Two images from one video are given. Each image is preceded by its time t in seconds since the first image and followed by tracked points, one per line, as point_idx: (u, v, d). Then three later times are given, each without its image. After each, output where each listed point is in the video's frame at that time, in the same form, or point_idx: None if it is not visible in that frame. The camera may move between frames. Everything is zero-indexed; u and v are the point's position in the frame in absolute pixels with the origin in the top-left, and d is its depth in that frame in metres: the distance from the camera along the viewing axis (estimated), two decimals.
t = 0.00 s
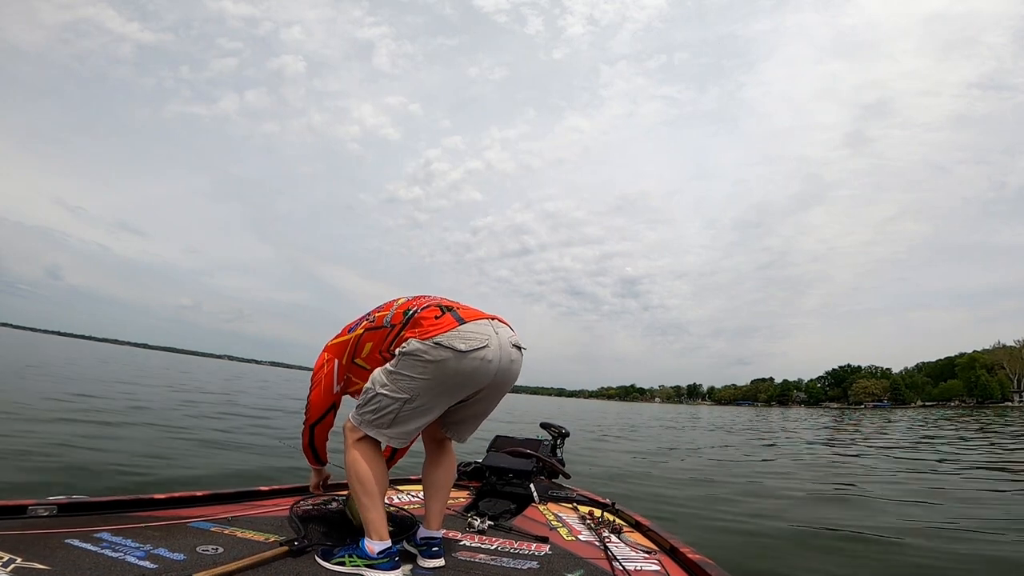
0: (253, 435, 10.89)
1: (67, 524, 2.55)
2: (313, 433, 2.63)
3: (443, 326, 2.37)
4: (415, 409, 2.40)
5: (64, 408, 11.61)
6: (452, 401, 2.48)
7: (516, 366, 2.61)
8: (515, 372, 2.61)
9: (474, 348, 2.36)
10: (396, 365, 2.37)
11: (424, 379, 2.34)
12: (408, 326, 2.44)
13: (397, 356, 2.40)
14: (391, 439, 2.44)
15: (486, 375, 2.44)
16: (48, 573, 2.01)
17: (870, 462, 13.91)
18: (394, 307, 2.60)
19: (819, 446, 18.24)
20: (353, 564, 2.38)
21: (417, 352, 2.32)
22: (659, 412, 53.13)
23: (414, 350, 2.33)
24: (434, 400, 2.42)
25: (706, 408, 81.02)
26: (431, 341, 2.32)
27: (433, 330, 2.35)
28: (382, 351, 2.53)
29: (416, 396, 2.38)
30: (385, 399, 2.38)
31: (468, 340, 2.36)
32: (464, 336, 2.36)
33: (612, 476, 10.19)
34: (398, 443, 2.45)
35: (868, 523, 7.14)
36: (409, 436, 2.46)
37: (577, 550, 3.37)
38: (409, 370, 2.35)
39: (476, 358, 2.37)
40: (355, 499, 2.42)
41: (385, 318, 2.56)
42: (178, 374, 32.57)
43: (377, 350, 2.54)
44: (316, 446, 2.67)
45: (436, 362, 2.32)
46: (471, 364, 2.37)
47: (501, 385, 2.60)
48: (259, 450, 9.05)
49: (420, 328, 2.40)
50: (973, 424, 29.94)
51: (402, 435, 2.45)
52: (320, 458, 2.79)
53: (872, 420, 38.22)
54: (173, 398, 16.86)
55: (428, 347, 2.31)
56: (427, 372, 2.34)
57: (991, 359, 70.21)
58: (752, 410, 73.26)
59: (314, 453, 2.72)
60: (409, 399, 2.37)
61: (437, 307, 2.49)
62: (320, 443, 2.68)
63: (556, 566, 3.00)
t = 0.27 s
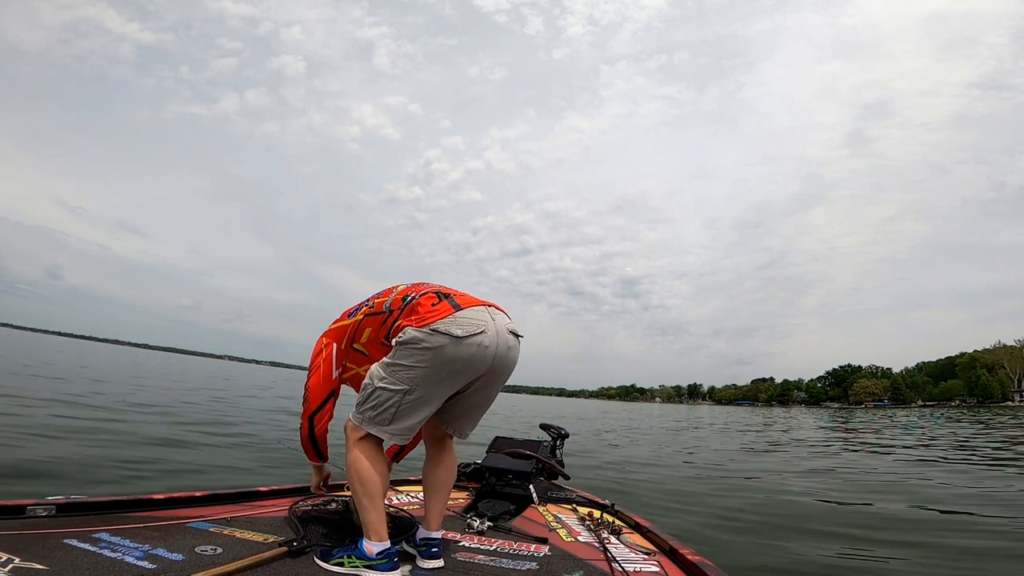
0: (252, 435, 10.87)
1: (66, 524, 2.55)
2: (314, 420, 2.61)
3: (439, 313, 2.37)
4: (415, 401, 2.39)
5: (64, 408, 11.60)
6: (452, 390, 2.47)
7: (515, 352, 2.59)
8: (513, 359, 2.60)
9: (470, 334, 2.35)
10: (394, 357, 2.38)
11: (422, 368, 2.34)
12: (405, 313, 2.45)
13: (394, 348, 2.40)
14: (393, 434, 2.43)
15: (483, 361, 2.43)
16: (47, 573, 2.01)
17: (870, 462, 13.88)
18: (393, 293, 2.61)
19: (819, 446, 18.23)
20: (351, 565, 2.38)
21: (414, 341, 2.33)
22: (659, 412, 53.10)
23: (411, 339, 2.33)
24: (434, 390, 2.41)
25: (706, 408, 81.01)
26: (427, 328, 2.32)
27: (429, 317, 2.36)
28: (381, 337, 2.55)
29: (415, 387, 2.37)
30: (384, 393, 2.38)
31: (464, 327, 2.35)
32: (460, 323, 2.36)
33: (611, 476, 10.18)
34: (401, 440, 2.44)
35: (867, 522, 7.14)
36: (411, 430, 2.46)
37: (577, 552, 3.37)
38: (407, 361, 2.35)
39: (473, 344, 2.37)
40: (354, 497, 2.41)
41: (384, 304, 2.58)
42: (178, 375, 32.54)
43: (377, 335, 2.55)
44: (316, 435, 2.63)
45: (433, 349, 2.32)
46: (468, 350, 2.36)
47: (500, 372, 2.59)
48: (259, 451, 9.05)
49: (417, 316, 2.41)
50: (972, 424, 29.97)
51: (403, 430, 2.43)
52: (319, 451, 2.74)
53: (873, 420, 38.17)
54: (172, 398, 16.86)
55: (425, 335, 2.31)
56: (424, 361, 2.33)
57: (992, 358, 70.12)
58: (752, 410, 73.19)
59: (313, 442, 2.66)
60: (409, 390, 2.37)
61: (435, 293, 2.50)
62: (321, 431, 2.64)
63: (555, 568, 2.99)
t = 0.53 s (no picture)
0: (252, 435, 10.87)
1: (64, 523, 2.55)
2: (323, 390, 2.55)
3: (444, 297, 2.38)
4: (422, 390, 2.38)
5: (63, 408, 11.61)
6: (458, 377, 2.46)
7: (517, 337, 2.61)
8: (515, 345, 2.62)
9: (475, 318, 2.36)
10: (399, 347, 2.38)
11: (429, 355, 2.34)
12: (411, 295, 2.46)
13: (398, 337, 2.39)
14: (402, 430, 2.38)
15: (489, 344, 2.44)
16: (46, 571, 2.02)
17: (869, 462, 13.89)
18: (400, 269, 2.62)
19: (819, 446, 18.20)
20: (349, 565, 2.39)
21: (419, 328, 2.33)
22: (659, 412, 53.11)
23: (416, 326, 2.34)
24: (440, 378, 2.40)
25: (706, 407, 80.99)
26: (432, 314, 2.34)
27: (434, 302, 2.37)
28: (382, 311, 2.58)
29: (422, 376, 2.36)
30: (390, 386, 2.36)
31: (469, 311, 2.36)
32: (465, 307, 2.37)
33: (611, 476, 10.18)
34: (410, 436, 2.40)
35: (866, 522, 7.14)
36: (420, 423, 2.42)
37: (575, 551, 3.38)
38: (412, 349, 2.35)
39: (479, 328, 2.37)
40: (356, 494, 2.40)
41: (390, 280, 2.59)
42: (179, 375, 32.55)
43: (381, 310, 2.57)
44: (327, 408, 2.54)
45: (439, 335, 2.32)
46: (474, 334, 2.37)
47: (503, 357, 2.59)
48: (259, 450, 9.06)
49: (423, 299, 2.41)
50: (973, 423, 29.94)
51: (413, 423, 2.40)
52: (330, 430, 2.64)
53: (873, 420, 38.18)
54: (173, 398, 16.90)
55: (431, 320, 2.32)
56: (431, 347, 2.33)
57: (992, 359, 70.11)
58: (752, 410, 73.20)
59: (323, 417, 2.56)
60: (416, 380, 2.36)
61: (442, 276, 2.50)
62: (331, 403, 2.56)
63: (553, 568, 2.99)
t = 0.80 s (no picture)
0: (251, 435, 10.89)
1: (64, 520, 2.56)
2: (351, 352, 2.38)
3: (478, 295, 2.38)
4: (455, 389, 2.36)
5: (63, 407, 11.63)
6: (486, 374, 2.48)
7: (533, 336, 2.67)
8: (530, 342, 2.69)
9: (507, 317, 2.39)
10: (432, 345, 2.33)
11: (463, 353, 2.33)
12: (443, 286, 2.42)
13: (430, 334, 2.35)
14: (432, 429, 2.35)
15: (514, 343, 2.48)
16: (44, 569, 2.02)
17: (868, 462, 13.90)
18: (433, 253, 2.57)
19: (819, 446, 18.17)
20: (349, 563, 2.38)
21: (455, 326, 2.31)
22: (659, 412, 53.14)
23: (451, 324, 2.31)
24: (472, 376, 2.39)
25: (706, 408, 80.98)
26: (467, 311, 2.33)
27: (469, 300, 2.36)
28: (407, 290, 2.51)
29: (455, 374, 2.34)
30: (424, 385, 2.31)
31: (502, 310, 2.39)
32: (498, 306, 2.39)
33: (610, 476, 10.19)
34: (439, 435, 2.38)
35: (868, 522, 7.13)
36: (448, 422, 2.40)
37: (573, 550, 3.38)
38: (447, 347, 2.32)
39: (509, 327, 2.41)
40: (370, 486, 2.32)
41: (421, 262, 2.52)
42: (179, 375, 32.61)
43: (408, 290, 2.51)
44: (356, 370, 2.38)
45: (474, 333, 2.33)
46: (505, 333, 2.40)
47: (520, 355, 2.65)
48: (258, 450, 9.08)
49: (457, 293, 2.39)
50: (973, 424, 29.92)
51: (442, 422, 2.37)
52: (353, 393, 2.43)
53: (873, 420, 38.21)
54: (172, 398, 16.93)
55: (467, 319, 2.32)
56: (466, 346, 2.33)
57: (992, 359, 70.09)
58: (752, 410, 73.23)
59: (351, 379, 2.38)
60: (450, 378, 2.34)
61: (477, 272, 2.49)
62: (360, 365, 2.39)
63: (552, 566, 3.00)
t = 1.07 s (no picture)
0: (251, 434, 10.92)
1: (64, 518, 2.56)
2: (385, 331, 2.31)
3: (513, 296, 2.38)
4: (489, 387, 2.34)
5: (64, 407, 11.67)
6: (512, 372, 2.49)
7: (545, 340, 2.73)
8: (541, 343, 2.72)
9: (537, 319, 2.42)
10: (469, 343, 2.29)
11: (499, 352, 2.32)
12: (481, 281, 2.37)
13: (466, 332, 2.30)
14: (465, 426, 2.30)
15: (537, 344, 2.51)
16: (45, 567, 2.02)
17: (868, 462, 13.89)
18: (472, 244, 2.52)
19: (819, 446, 18.18)
20: (378, 569, 2.23)
21: (491, 325, 2.30)
22: (659, 412, 53.18)
23: (488, 323, 2.30)
24: (503, 375, 2.39)
25: (707, 408, 80.97)
26: (502, 311, 2.33)
27: (505, 300, 2.36)
28: (443, 278, 2.45)
29: (490, 372, 2.32)
30: (463, 382, 2.26)
31: (532, 312, 2.42)
32: (530, 307, 2.41)
33: (610, 475, 10.17)
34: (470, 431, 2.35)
35: (867, 523, 7.13)
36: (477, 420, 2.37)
37: (573, 548, 3.38)
38: (484, 346, 2.30)
39: (537, 329, 2.44)
40: (403, 483, 2.19)
41: (460, 251, 2.46)
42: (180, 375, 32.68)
43: (444, 277, 2.45)
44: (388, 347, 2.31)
45: (510, 333, 2.32)
46: (534, 334, 2.43)
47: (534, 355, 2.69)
48: (257, 450, 9.09)
49: (493, 291, 2.36)
50: (972, 424, 29.88)
51: (474, 419, 2.33)
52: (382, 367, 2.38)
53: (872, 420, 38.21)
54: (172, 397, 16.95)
55: (505, 319, 2.32)
56: (502, 345, 2.32)
57: (993, 359, 70.04)
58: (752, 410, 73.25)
59: (380, 356, 2.32)
60: (486, 376, 2.31)
61: (512, 272, 2.47)
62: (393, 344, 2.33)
63: (552, 565, 3.00)
